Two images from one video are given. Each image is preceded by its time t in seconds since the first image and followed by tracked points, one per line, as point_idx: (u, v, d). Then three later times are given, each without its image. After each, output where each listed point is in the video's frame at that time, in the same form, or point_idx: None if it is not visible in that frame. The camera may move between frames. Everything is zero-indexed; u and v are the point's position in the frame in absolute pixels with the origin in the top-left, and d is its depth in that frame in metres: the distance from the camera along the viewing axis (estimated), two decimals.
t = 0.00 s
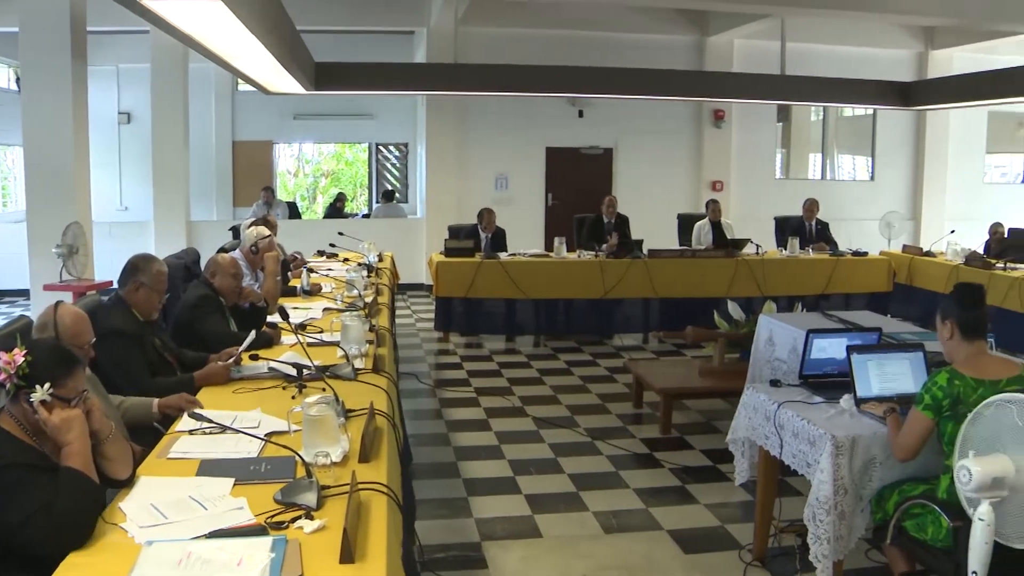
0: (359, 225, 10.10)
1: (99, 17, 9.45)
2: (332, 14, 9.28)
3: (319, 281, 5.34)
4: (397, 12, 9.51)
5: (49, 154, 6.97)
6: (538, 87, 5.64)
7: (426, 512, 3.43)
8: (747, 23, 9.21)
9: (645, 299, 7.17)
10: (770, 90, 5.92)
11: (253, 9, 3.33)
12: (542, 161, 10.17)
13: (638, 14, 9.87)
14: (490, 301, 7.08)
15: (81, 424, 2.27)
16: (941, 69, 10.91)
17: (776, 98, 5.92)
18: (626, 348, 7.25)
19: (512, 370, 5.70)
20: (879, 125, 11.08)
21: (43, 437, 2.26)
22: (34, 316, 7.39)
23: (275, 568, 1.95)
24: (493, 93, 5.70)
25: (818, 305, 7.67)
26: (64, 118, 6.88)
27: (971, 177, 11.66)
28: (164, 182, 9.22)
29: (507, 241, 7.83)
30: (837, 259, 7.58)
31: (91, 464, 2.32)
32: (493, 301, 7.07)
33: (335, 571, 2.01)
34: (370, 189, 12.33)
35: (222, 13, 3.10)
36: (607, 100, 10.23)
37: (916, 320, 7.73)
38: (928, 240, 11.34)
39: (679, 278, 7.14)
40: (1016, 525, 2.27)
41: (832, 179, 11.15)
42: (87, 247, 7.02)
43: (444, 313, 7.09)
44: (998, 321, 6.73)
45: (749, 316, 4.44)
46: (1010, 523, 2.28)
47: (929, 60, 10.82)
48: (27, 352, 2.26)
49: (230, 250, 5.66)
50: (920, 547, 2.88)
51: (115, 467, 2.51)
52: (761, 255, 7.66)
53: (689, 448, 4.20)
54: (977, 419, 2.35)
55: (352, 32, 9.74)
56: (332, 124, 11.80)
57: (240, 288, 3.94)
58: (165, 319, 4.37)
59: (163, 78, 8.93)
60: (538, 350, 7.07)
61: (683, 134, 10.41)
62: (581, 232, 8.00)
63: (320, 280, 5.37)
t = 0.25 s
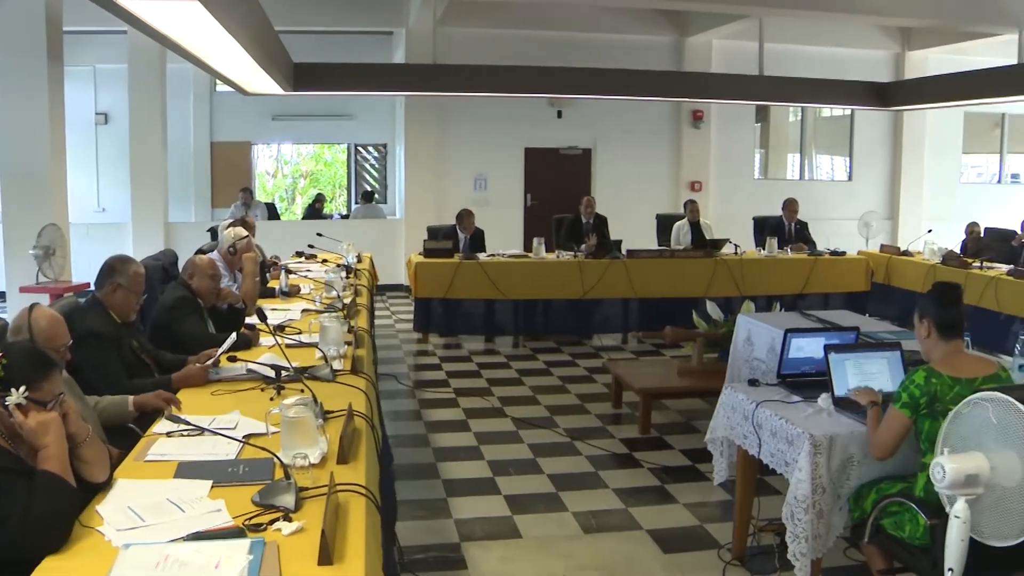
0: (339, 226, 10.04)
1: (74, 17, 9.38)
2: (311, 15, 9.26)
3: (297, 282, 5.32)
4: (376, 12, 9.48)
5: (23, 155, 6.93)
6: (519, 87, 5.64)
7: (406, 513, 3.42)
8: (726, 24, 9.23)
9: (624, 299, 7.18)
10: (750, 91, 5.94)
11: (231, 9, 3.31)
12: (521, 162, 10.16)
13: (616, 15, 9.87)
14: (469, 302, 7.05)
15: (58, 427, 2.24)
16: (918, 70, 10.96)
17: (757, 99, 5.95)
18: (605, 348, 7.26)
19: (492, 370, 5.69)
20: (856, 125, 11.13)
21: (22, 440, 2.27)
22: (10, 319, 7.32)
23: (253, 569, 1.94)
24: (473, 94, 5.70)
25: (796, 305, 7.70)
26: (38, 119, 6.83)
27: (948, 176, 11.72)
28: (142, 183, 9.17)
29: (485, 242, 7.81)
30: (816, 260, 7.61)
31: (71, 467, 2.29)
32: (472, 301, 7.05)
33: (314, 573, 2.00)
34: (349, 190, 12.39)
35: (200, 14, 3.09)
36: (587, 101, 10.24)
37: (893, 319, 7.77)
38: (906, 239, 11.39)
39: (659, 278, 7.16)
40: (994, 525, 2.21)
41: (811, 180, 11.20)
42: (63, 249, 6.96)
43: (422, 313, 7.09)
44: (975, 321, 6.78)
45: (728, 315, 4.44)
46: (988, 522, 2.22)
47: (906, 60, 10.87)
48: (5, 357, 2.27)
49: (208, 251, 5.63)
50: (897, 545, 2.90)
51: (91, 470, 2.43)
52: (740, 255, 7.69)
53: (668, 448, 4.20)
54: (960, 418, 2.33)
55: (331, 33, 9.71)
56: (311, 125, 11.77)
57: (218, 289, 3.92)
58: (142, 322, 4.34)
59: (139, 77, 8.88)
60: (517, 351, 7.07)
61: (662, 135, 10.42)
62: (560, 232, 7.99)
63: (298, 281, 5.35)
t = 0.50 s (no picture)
0: (320, 227, 9.99)
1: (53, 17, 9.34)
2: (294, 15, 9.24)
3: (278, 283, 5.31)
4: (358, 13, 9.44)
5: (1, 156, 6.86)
6: (502, 88, 5.64)
7: (388, 514, 3.41)
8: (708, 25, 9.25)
9: (606, 299, 7.19)
10: (733, 91, 5.96)
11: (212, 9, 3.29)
12: (503, 162, 10.15)
13: (597, 15, 9.88)
14: (451, 302, 7.05)
15: (37, 429, 2.24)
16: (897, 70, 10.99)
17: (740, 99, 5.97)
18: (587, 348, 7.27)
19: (474, 371, 5.68)
20: (837, 125, 11.18)
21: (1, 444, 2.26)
22: None
23: (233, 572, 1.93)
24: (457, 94, 5.70)
25: (777, 305, 7.73)
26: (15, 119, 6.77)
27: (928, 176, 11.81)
28: (122, 184, 9.13)
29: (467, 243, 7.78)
30: (796, 260, 7.64)
31: (50, 469, 2.28)
32: (453, 302, 7.05)
33: (294, 574, 1.99)
34: (331, 191, 12.19)
35: (180, 15, 3.07)
36: (568, 101, 10.24)
37: (874, 319, 7.79)
38: (886, 239, 11.45)
39: (641, 278, 7.17)
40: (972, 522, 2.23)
41: (792, 180, 11.23)
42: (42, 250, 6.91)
43: (404, 314, 7.07)
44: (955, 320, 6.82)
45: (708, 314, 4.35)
46: (966, 520, 2.24)
47: (886, 61, 10.91)
48: None
49: (188, 252, 5.60)
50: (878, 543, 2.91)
51: (70, 473, 2.40)
52: (722, 255, 7.71)
53: (650, 448, 4.21)
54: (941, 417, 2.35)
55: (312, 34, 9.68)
56: (293, 126, 11.73)
57: (199, 290, 3.91)
58: (123, 324, 4.31)
59: (120, 78, 8.87)
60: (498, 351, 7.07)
61: (643, 135, 10.44)
62: (541, 232, 8.00)
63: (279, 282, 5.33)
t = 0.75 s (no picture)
0: (299, 227, 9.93)
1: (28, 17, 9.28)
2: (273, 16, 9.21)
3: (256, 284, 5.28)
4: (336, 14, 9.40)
5: None
6: (482, 88, 5.64)
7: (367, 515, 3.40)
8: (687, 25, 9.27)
9: (585, 299, 7.17)
10: (713, 92, 5.99)
11: (189, 10, 3.28)
12: (480, 163, 10.13)
13: (576, 16, 9.89)
14: (430, 303, 6.99)
15: (14, 433, 2.21)
16: (873, 71, 11.03)
17: (721, 99, 5.99)
18: (565, 348, 7.26)
19: (454, 372, 5.67)
20: (814, 125, 11.23)
21: None
22: None
23: (210, 574, 1.93)
24: (437, 95, 5.69)
25: (755, 304, 7.77)
26: None
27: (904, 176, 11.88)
28: (99, 185, 9.07)
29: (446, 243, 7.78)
30: (775, 259, 7.68)
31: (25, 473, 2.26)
32: (431, 303, 7.01)
33: None
34: (310, 191, 12.19)
35: (158, 16, 3.06)
36: (547, 102, 10.23)
37: (852, 318, 7.83)
38: (864, 238, 11.53)
39: (618, 277, 7.19)
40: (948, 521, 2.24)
41: (770, 179, 11.28)
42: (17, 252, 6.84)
43: (382, 316, 7.00)
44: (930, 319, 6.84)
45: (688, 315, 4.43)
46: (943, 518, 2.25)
47: (863, 61, 10.97)
48: None
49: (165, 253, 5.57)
50: (856, 541, 2.92)
51: (47, 476, 2.38)
52: (701, 255, 7.74)
53: (629, 448, 4.21)
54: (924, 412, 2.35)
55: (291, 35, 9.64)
56: (271, 126, 11.65)
57: (176, 291, 3.89)
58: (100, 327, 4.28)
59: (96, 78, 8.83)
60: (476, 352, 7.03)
61: (621, 136, 10.45)
62: (521, 233, 7.99)
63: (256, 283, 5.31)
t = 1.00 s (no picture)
0: (279, 228, 9.88)
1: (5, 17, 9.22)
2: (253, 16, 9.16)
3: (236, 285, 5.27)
4: (317, 14, 9.35)
5: None
6: (463, 89, 5.64)
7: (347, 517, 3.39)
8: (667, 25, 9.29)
9: (565, 299, 7.19)
10: (696, 93, 6.01)
11: (170, 9, 3.27)
12: (460, 163, 10.07)
13: (556, 17, 9.88)
14: (411, 303, 6.98)
15: None
16: (852, 71, 11.11)
17: (704, 100, 6.01)
18: (546, 348, 7.28)
19: (435, 372, 5.67)
20: (794, 125, 11.27)
21: None
22: None
23: None
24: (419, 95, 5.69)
25: (735, 304, 7.81)
26: None
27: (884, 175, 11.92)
28: (78, 186, 9.03)
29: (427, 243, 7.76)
30: (755, 259, 7.71)
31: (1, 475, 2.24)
32: (412, 303, 6.99)
33: None
34: (289, 192, 12.03)
35: (136, 17, 3.04)
36: (527, 102, 10.19)
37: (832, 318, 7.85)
38: (843, 238, 11.58)
39: (598, 277, 7.18)
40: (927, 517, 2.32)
41: (750, 179, 11.29)
42: None
43: (363, 317, 6.95)
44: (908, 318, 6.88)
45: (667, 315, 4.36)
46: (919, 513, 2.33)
47: (842, 62, 11.02)
48: None
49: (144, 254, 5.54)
50: (835, 539, 2.93)
51: (25, 480, 2.35)
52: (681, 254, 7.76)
53: (610, 447, 4.22)
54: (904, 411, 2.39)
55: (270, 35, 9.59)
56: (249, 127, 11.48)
57: (156, 293, 3.88)
58: (78, 328, 4.25)
59: (73, 79, 8.77)
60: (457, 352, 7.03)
61: (602, 136, 10.44)
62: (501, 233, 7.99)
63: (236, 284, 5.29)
